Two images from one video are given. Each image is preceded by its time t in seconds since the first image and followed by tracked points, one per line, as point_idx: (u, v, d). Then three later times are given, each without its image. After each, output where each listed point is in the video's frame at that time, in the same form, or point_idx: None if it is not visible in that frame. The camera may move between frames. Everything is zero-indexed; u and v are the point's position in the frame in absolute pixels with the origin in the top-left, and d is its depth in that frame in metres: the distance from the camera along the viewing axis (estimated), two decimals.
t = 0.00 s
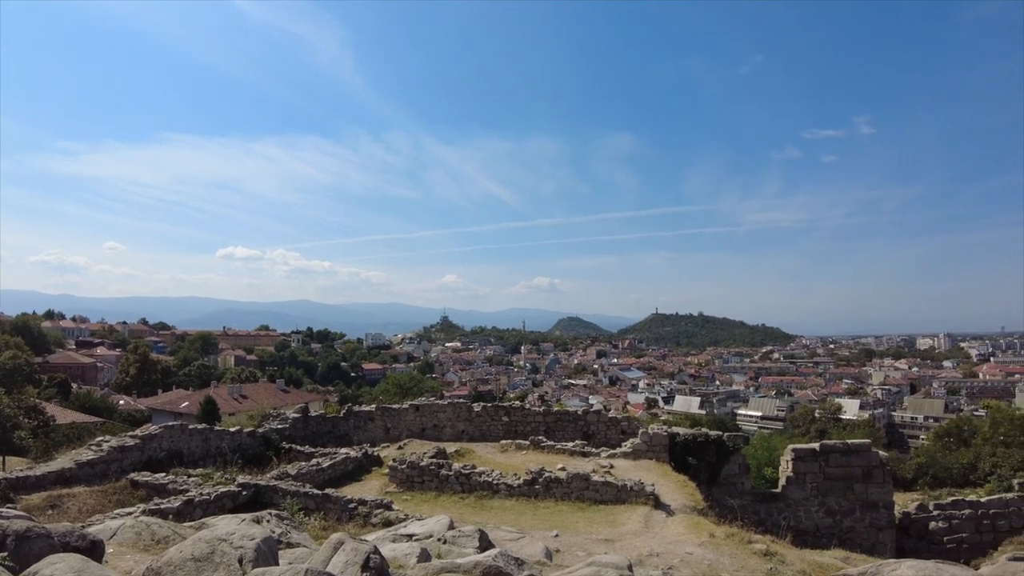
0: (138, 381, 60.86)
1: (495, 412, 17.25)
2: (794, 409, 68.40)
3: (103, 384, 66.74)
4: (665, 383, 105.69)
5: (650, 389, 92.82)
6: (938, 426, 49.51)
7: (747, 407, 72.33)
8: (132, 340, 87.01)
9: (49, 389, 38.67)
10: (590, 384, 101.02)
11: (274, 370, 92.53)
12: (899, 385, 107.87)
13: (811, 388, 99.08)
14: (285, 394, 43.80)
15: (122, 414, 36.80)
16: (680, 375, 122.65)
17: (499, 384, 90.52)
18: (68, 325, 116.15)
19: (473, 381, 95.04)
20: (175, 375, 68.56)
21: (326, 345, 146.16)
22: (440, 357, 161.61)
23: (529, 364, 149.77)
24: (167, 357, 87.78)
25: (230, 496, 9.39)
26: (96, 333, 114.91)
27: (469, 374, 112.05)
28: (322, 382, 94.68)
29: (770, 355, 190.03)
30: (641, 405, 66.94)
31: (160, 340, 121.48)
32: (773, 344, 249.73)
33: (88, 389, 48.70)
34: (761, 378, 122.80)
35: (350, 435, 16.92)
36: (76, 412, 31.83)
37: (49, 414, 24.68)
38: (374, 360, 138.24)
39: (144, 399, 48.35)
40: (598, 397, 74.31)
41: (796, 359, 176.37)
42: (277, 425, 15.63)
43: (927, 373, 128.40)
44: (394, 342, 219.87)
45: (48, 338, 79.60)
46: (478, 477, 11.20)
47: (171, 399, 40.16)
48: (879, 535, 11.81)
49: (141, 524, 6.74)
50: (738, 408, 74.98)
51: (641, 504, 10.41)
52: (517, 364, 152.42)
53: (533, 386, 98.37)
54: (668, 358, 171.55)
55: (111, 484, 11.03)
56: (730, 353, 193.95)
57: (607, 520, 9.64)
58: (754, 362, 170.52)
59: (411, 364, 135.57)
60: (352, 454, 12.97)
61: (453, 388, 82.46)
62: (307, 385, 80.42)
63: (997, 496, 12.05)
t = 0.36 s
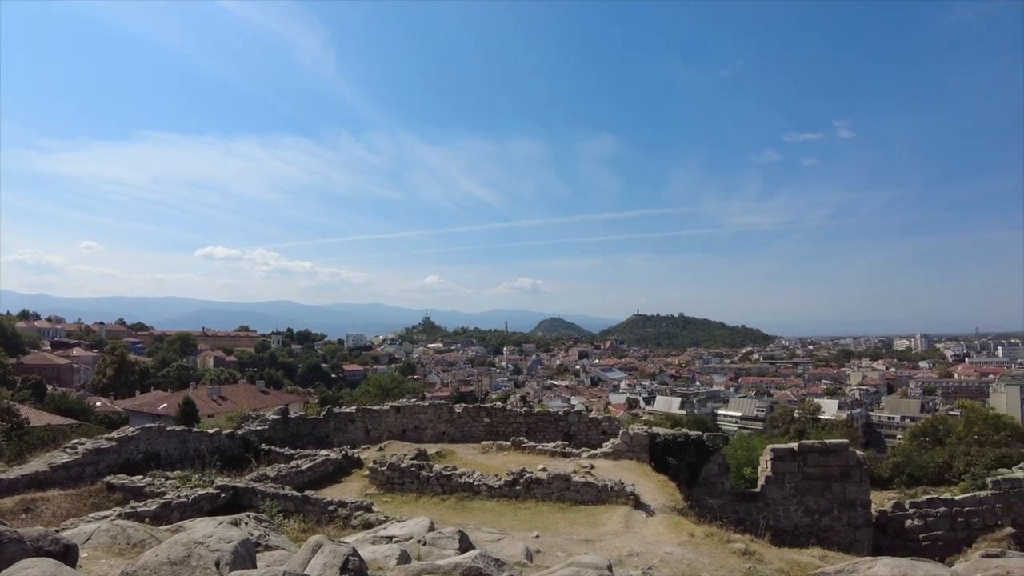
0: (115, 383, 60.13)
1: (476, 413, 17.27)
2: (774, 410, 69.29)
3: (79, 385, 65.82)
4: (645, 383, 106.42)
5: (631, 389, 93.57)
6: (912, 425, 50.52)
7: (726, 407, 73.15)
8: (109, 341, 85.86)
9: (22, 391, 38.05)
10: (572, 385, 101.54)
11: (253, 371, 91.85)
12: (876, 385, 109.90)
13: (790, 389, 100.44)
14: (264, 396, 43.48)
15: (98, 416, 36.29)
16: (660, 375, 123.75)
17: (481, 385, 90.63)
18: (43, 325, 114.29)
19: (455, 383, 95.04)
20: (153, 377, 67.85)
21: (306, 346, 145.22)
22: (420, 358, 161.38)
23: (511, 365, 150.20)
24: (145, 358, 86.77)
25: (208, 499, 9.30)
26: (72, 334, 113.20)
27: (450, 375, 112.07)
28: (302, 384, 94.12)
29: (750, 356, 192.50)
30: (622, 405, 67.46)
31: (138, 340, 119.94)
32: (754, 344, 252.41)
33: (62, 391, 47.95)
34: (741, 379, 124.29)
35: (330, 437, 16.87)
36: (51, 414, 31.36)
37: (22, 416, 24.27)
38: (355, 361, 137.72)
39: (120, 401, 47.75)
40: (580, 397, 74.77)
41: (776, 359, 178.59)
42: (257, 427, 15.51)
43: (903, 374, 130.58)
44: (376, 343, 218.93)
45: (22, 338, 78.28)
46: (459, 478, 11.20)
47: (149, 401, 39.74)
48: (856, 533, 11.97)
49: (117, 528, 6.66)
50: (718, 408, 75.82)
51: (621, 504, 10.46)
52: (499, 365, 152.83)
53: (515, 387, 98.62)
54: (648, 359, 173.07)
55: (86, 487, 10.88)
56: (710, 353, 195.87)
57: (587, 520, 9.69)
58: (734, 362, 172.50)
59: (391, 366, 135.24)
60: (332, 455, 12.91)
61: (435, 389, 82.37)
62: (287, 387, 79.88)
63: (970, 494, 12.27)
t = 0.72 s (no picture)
0: (72, 384, 58.56)
1: (442, 415, 17.23)
2: (737, 409, 70.72)
3: (33, 387, 63.83)
4: (611, 384, 107.43)
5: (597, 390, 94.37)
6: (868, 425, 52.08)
7: (691, 407, 74.40)
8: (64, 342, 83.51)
9: None
10: (540, 386, 102.02)
11: (216, 372, 90.26)
12: (836, 385, 112.93)
13: (753, 388, 102.55)
14: (227, 398, 42.78)
15: (53, 419, 35.30)
16: (627, 376, 125.11)
17: (449, 386, 90.50)
18: None
19: (422, 385, 94.76)
20: (111, 378, 66.24)
21: (269, 347, 143.13)
22: (385, 359, 160.37)
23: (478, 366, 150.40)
24: (103, 359, 84.59)
25: (167, 503, 9.15)
26: (26, 334, 109.69)
27: (418, 376, 111.65)
28: (266, 385, 92.81)
29: (715, 356, 196.12)
30: (589, 406, 68.14)
31: (95, 341, 116.78)
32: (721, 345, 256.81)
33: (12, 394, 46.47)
34: (706, 379, 126.43)
35: (293, 439, 16.67)
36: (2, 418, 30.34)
37: None
38: (320, 362, 136.29)
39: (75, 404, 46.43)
40: (547, 398, 75.26)
41: (741, 360, 182.24)
42: (218, 430, 15.25)
43: (861, 374, 134.59)
44: (342, 343, 216.70)
45: None
46: (424, 479, 11.17)
47: (106, 402, 38.78)
48: (816, 530, 12.25)
49: (71, 534, 6.49)
50: (683, 408, 77.02)
51: (586, 503, 10.55)
52: (466, 366, 152.81)
53: (483, 388, 98.62)
54: (615, 359, 174.98)
55: (39, 493, 10.58)
56: (675, 354, 198.93)
57: (552, 520, 9.75)
58: (699, 362, 175.37)
59: (357, 367, 134.12)
60: (295, 458, 12.77)
61: (402, 390, 81.95)
62: (249, 389, 78.67)
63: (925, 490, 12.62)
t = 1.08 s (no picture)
0: (21, 386, 56.62)
1: (405, 416, 17.15)
2: (699, 409, 72.07)
3: None
4: (575, 385, 108.32)
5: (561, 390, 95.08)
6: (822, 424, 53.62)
7: (653, 407, 75.57)
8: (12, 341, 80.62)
9: None
10: (505, 386, 102.25)
11: (174, 373, 88.23)
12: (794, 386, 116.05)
13: (714, 388, 104.66)
14: (185, 399, 41.89)
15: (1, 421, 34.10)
16: (590, 376, 126.33)
17: (414, 387, 90.12)
18: None
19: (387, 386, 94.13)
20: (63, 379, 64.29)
21: (227, 348, 140.43)
22: (348, 360, 158.78)
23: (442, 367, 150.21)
24: (54, 359, 81.91)
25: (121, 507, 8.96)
26: None
27: (382, 377, 110.87)
28: (224, 386, 91.14)
29: (677, 356, 199.67)
30: (553, 406, 68.67)
31: (47, 340, 113.07)
32: (684, 346, 260.91)
33: None
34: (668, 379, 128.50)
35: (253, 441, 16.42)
36: None
37: None
38: (282, 363, 134.36)
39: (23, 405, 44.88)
40: (511, 399, 75.52)
41: (703, 360, 185.78)
42: (176, 432, 14.90)
43: (818, 375, 138.39)
44: (304, 344, 213.74)
45: None
46: (386, 481, 11.12)
47: (57, 404, 37.62)
48: (775, 527, 12.52)
49: (20, 540, 6.30)
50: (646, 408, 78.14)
51: (549, 503, 10.62)
52: (430, 367, 152.43)
53: (447, 389, 98.43)
54: (579, 360, 176.73)
55: None
56: (638, 355, 201.85)
57: (516, 521, 9.79)
58: (661, 363, 178.21)
59: (319, 368, 132.51)
60: (255, 461, 12.58)
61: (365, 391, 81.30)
62: (208, 390, 77.17)
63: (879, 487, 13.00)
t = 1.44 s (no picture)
0: None
1: (382, 416, 17.07)
2: (675, 409, 72.76)
3: None
4: (553, 385, 108.72)
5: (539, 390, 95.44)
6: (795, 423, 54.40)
7: (630, 406, 76.12)
8: None
9: None
10: (484, 386, 102.24)
11: (147, 373, 86.84)
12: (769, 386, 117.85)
13: (691, 388, 105.73)
14: (158, 399, 41.28)
15: None
16: (568, 376, 126.86)
17: (391, 387, 89.68)
18: None
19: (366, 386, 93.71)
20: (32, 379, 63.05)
21: (202, 348, 138.53)
22: (325, 360, 157.58)
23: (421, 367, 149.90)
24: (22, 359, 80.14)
25: (94, 510, 8.84)
26: None
27: (359, 378, 110.21)
28: (198, 386, 89.99)
29: (654, 356, 201.63)
30: (530, 406, 68.87)
31: (16, 340, 110.62)
32: (663, 347, 263.20)
33: None
34: (645, 379, 129.51)
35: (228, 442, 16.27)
36: None
37: None
38: (258, 363, 133.00)
39: None
40: (489, 399, 75.51)
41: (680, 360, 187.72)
42: (150, 432, 14.68)
43: (792, 375, 140.39)
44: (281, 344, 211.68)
45: None
46: (363, 482, 11.06)
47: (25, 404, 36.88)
48: (751, 526, 12.65)
49: None
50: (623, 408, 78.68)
51: (528, 503, 10.63)
52: (408, 367, 152.01)
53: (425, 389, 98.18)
54: (557, 360, 177.50)
55: None
56: (616, 355, 203.27)
57: (494, 521, 9.80)
58: (638, 363, 179.75)
59: (297, 369, 131.31)
60: (231, 461, 12.45)
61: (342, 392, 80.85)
62: (181, 390, 76.10)
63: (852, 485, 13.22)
